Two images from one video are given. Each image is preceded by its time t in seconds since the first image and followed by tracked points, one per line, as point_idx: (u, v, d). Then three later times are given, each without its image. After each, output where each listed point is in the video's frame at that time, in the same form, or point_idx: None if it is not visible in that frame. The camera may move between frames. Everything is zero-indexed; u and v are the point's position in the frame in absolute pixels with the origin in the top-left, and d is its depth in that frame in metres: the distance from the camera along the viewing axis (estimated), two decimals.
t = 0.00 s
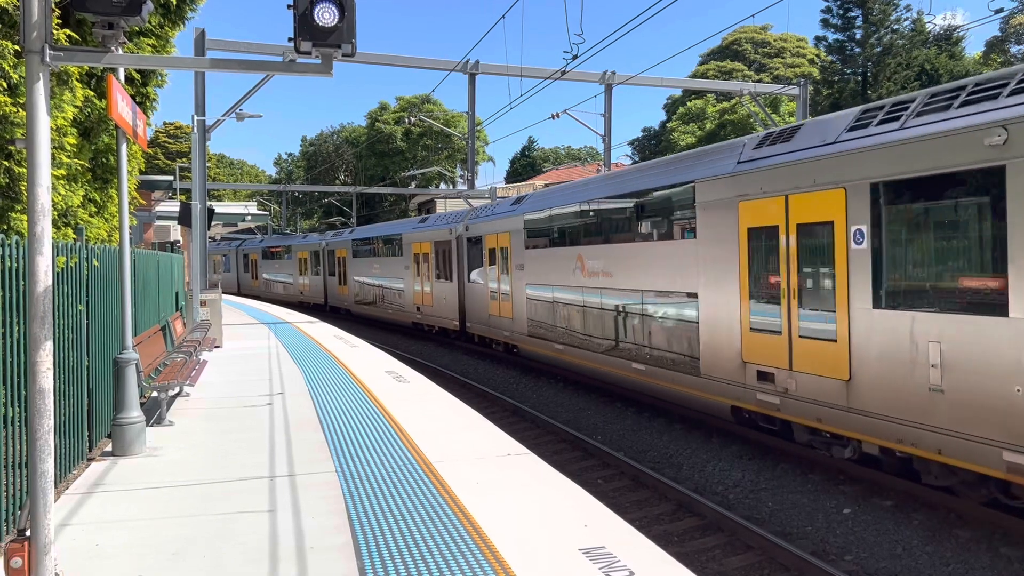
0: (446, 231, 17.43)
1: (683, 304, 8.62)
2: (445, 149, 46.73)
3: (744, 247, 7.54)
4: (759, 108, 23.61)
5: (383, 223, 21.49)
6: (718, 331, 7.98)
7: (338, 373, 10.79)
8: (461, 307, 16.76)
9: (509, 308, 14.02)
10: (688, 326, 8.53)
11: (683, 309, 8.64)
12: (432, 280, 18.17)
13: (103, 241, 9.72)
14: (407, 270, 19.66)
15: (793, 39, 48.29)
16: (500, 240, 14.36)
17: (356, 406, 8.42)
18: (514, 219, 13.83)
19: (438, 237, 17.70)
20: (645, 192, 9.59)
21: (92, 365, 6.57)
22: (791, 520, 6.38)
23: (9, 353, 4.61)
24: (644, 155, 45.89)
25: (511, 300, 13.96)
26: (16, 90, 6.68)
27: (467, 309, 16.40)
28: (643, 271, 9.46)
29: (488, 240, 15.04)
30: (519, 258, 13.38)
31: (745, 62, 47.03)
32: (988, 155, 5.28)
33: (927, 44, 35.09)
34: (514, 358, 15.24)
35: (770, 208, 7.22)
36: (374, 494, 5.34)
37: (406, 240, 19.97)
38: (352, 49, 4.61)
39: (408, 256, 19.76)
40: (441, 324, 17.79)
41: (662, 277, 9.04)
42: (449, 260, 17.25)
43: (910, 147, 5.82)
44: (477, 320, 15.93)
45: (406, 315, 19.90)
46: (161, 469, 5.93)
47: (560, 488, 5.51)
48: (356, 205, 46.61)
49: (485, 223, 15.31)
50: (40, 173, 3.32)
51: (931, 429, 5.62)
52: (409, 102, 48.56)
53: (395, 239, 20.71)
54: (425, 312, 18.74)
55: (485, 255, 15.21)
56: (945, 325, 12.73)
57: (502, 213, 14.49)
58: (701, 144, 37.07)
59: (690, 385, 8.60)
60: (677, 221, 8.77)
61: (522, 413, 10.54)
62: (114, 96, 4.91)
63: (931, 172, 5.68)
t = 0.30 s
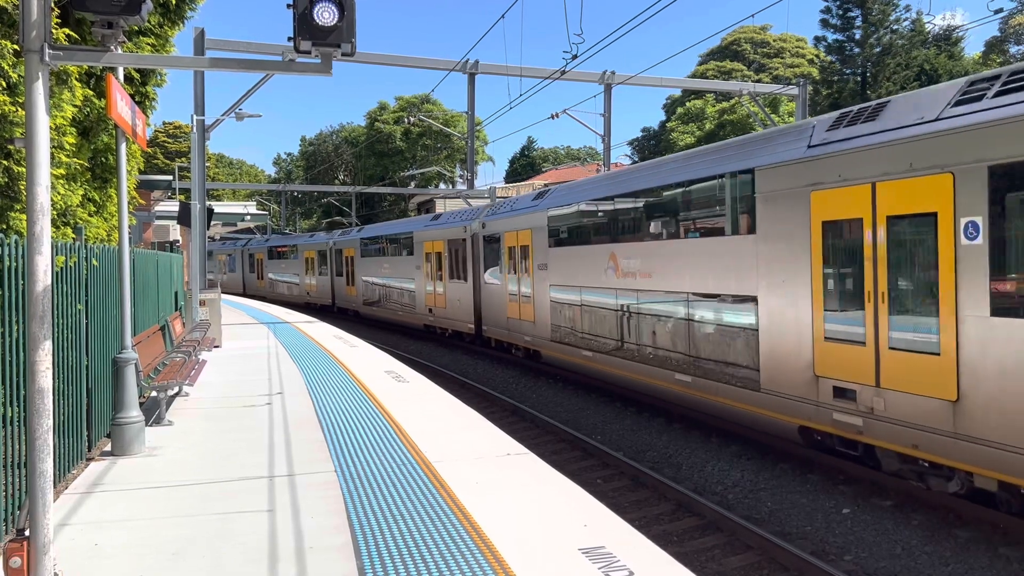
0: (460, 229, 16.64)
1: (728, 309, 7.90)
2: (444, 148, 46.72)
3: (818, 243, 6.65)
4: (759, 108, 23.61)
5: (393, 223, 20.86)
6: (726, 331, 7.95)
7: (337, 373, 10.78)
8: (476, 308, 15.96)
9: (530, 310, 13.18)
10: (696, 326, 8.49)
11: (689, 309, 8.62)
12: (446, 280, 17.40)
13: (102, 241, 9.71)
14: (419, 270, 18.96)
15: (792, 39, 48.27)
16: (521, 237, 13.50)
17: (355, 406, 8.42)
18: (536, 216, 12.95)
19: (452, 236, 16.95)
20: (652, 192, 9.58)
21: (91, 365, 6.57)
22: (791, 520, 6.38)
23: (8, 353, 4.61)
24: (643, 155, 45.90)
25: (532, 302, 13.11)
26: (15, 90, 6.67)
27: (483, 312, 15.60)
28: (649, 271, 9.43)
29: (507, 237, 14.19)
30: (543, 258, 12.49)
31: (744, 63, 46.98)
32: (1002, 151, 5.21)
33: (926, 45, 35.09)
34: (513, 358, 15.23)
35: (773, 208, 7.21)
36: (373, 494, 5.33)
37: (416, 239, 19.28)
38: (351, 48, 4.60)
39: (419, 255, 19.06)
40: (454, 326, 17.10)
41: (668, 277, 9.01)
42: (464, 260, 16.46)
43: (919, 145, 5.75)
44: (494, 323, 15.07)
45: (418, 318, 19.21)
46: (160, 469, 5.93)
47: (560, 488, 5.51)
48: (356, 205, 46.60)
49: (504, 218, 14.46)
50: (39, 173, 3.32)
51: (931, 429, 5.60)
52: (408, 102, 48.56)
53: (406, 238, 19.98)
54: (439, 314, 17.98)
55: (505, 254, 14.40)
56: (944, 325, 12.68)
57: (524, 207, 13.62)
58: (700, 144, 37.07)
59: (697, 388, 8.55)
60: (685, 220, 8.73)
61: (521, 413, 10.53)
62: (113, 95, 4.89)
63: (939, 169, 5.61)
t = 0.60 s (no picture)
0: (474, 227, 15.80)
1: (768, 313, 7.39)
2: (442, 148, 46.73)
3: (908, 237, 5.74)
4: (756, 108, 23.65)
5: (404, 220, 20.20)
6: (728, 330, 7.91)
7: (334, 373, 10.78)
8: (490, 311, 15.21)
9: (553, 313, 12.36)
10: (699, 325, 8.44)
11: (691, 308, 8.60)
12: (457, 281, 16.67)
13: (99, 240, 9.69)
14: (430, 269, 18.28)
15: (790, 39, 48.33)
16: (543, 235, 12.59)
17: (352, 406, 8.41)
18: (560, 212, 12.04)
19: (466, 233, 16.11)
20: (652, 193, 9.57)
21: (89, 365, 6.56)
22: (789, 520, 6.39)
23: (5, 353, 4.60)
24: (641, 156, 45.95)
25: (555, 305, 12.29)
26: (13, 89, 6.66)
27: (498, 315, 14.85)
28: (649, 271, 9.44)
29: (526, 235, 13.37)
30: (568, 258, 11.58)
31: (742, 63, 47.00)
32: (997, 149, 5.12)
33: (924, 45, 35.17)
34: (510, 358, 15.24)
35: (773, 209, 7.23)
36: (371, 494, 5.32)
37: (427, 238, 18.51)
38: (350, 48, 4.60)
39: (430, 254, 18.38)
40: (466, 329, 16.41)
41: (670, 276, 8.99)
42: (478, 260, 15.68)
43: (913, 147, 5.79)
44: (512, 326, 14.29)
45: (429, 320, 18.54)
46: (158, 469, 5.92)
47: (557, 488, 5.50)
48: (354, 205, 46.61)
49: (523, 214, 13.61)
50: (36, 172, 3.31)
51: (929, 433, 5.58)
52: (406, 102, 48.56)
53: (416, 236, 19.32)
54: (451, 316, 17.26)
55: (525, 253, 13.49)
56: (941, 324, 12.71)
57: (545, 202, 12.75)
58: (699, 144, 37.12)
59: (700, 390, 8.54)
60: (690, 221, 8.62)
61: (519, 414, 10.53)
62: (110, 94, 4.86)
63: (936, 167, 5.55)
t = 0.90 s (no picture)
0: (487, 224, 15.22)
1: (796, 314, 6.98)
2: (439, 148, 46.73)
3: (945, 238, 5.50)
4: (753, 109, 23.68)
5: (415, 219, 19.77)
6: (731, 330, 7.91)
7: (331, 373, 10.77)
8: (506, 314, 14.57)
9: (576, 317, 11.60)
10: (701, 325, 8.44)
11: (693, 307, 8.60)
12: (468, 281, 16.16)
13: (95, 240, 9.68)
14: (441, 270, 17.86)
15: (788, 40, 48.41)
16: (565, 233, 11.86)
17: (349, 406, 8.41)
18: (584, 208, 11.30)
19: (479, 231, 15.55)
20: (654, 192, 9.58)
21: (84, 364, 6.55)
22: (785, 520, 6.40)
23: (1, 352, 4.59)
24: (638, 156, 46.02)
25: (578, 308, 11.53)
26: (9, 88, 6.66)
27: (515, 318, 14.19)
28: (651, 271, 9.48)
29: (546, 233, 12.61)
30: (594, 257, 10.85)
31: (739, 64, 47.03)
32: (998, 150, 5.14)
33: (920, 46, 35.26)
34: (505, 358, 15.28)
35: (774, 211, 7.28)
36: (368, 494, 5.32)
37: (439, 237, 18.02)
38: (347, 47, 4.60)
39: (441, 254, 17.93)
40: (479, 332, 15.89)
41: (672, 276, 8.98)
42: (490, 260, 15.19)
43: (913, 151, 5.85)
44: (527, 330, 13.72)
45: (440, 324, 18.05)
46: (154, 469, 5.91)
47: (554, 488, 5.51)
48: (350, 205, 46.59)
49: (542, 211, 12.85)
50: (32, 171, 3.30)
51: (928, 435, 5.61)
52: (403, 101, 48.57)
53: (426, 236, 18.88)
54: (462, 319, 16.74)
55: (544, 251, 12.80)
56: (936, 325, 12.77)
57: (567, 197, 11.95)
58: (696, 145, 37.19)
59: (701, 390, 8.55)
60: (697, 220, 8.56)
61: (515, 414, 10.53)
62: (107, 93, 4.85)
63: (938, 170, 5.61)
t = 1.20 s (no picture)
0: (502, 221, 14.88)
1: (839, 319, 6.49)
2: (436, 148, 46.70)
3: (945, 239, 5.54)
4: (749, 110, 23.73)
5: (422, 217, 19.54)
6: (732, 330, 7.92)
7: (327, 372, 10.77)
8: (523, 319, 14.23)
9: (601, 322, 11.03)
10: (702, 325, 8.45)
11: (692, 307, 8.64)
12: (479, 284, 15.90)
13: (90, 240, 9.65)
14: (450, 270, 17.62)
15: (783, 41, 48.53)
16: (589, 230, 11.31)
17: (345, 406, 8.40)
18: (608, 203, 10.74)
19: (494, 228, 15.21)
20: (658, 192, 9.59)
21: (79, 364, 6.52)
22: (781, 520, 6.42)
23: None
24: (634, 157, 46.08)
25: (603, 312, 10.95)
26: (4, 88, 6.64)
27: (533, 321, 13.72)
28: (652, 272, 9.50)
29: (568, 231, 12.06)
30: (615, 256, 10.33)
31: (736, 65, 47.09)
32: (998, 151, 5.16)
33: (915, 48, 35.39)
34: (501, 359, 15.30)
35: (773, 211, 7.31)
36: (364, 494, 5.31)
37: (448, 235, 17.73)
38: (343, 47, 4.60)
39: (450, 252, 17.68)
40: (493, 336, 15.61)
41: (674, 276, 9.00)
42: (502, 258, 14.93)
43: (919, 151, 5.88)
44: (544, 335, 13.35)
45: (450, 327, 17.79)
46: (150, 469, 5.90)
47: (551, 488, 5.51)
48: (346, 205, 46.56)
49: (563, 208, 12.34)
50: (28, 172, 3.29)
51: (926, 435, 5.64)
52: (399, 102, 48.54)
53: (434, 235, 18.63)
54: (473, 322, 16.48)
55: (566, 249, 12.28)
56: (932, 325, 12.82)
57: (591, 192, 11.38)
58: (691, 146, 37.25)
59: (700, 391, 8.56)
60: (700, 220, 8.54)
61: (512, 414, 10.53)
62: (102, 93, 4.83)
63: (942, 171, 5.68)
